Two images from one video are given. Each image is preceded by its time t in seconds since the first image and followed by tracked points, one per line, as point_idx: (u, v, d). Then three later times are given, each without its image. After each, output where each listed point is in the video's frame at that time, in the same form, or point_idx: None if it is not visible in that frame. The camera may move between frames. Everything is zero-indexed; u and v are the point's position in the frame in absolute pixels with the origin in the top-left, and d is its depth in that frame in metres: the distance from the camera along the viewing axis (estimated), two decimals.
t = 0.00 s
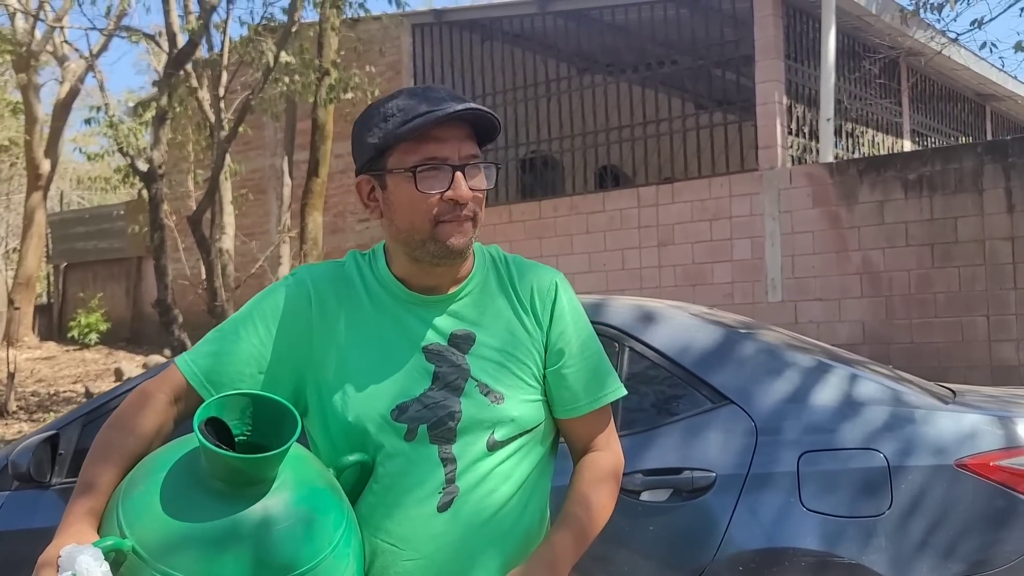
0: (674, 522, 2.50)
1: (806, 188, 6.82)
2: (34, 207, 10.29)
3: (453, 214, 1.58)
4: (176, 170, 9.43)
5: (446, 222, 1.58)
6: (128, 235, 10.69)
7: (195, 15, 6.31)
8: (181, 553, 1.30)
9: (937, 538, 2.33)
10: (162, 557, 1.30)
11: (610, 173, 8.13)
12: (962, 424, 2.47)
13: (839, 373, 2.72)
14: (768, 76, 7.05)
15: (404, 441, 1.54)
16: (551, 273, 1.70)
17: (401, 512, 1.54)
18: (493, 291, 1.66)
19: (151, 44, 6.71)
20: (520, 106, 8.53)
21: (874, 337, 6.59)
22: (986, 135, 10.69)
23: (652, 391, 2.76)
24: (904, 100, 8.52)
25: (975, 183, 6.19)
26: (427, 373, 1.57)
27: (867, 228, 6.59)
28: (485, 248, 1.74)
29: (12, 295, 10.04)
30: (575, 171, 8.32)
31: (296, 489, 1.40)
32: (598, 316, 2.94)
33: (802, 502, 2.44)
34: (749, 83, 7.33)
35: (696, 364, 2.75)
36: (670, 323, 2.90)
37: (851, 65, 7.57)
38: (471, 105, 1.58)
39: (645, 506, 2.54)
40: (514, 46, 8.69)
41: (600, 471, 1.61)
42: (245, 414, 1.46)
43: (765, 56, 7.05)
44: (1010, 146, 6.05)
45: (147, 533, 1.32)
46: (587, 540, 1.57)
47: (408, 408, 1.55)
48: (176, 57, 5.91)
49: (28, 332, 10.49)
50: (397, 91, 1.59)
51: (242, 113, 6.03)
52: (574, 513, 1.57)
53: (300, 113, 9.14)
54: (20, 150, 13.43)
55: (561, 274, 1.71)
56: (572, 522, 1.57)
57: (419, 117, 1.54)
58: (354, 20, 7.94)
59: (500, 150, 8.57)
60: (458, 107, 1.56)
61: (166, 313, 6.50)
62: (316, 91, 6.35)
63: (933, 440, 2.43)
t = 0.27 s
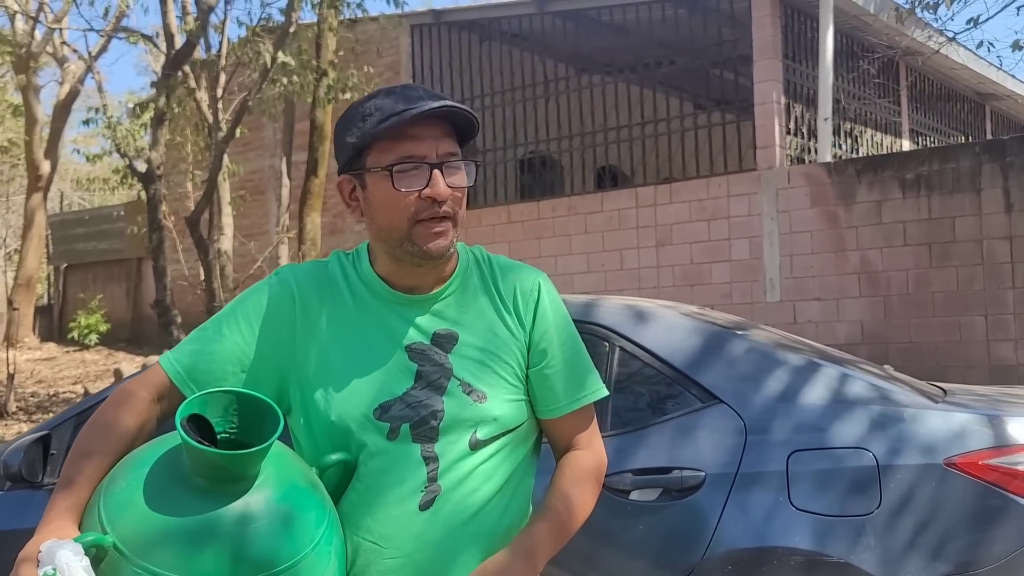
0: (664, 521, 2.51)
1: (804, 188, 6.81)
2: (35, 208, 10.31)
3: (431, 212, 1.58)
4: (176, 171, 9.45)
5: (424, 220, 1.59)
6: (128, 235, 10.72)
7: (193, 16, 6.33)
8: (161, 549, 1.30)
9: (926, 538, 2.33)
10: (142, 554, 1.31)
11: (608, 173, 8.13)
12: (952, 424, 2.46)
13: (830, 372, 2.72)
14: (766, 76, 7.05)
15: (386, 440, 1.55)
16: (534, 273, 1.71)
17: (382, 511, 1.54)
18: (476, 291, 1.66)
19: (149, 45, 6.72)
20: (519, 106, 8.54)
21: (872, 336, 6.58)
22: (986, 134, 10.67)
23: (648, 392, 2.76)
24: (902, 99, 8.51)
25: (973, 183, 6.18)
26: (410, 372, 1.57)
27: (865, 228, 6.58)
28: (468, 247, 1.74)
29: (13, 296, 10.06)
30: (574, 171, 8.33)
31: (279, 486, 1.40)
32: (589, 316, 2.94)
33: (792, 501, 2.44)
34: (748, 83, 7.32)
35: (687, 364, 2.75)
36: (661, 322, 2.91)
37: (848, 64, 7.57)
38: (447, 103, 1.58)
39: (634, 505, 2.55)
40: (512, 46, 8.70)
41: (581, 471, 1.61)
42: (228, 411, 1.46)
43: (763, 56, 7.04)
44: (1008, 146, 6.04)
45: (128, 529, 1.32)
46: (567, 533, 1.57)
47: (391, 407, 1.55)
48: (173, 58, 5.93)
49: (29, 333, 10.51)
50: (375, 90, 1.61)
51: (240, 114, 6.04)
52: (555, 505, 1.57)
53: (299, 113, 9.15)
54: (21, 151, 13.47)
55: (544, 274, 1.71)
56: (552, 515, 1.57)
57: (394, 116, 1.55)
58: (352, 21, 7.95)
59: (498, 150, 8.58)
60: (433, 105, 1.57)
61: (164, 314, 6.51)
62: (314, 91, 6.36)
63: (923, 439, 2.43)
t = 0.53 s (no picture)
0: (661, 521, 2.50)
1: (806, 188, 6.80)
2: (37, 209, 10.33)
3: (407, 204, 1.61)
4: (178, 171, 9.47)
5: (399, 211, 1.61)
6: (131, 236, 10.74)
7: (195, 16, 6.34)
8: (154, 545, 1.30)
9: (924, 538, 2.32)
10: (134, 550, 1.30)
11: (610, 173, 8.12)
12: (951, 423, 2.46)
13: (828, 372, 2.71)
14: (768, 75, 7.05)
15: (380, 438, 1.54)
16: (528, 273, 1.71)
17: (375, 509, 1.54)
18: (469, 289, 1.66)
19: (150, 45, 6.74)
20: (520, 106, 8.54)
21: (875, 336, 6.57)
22: (989, 134, 10.65)
23: (649, 391, 2.75)
24: (904, 99, 8.50)
25: (975, 182, 6.17)
26: (404, 369, 1.57)
27: (867, 228, 6.56)
28: (462, 246, 1.74)
29: (15, 297, 10.08)
30: (575, 171, 8.33)
31: (273, 483, 1.40)
32: (587, 316, 2.93)
33: (790, 500, 2.43)
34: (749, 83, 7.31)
35: (684, 363, 2.74)
36: (659, 321, 2.90)
37: (850, 64, 7.55)
38: (424, 97, 1.61)
39: (632, 505, 2.54)
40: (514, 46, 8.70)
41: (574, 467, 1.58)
42: (222, 408, 1.47)
43: (765, 56, 7.04)
44: (1010, 145, 6.02)
45: (121, 525, 1.32)
46: (554, 519, 1.55)
47: (384, 405, 1.55)
48: (175, 58, 5.95)
49: (32, 334, 10.54)
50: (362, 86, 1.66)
51: (241, 114, 6.06)
52: (543, 492, 1.55)
53: (301, 114, 9.17)
54: (25, 152, 13.49)
55: (538, 273, 1.71)
56: (540, 501, 1.54)
57: (371, 108, 1.60)
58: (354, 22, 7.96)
59: (500, 150, 8.58)
60: (409, 98, 1.60)
61: (166, 315, 6.52)
62: (315, 92, 6.38)
63: (921, 439, 2.42)
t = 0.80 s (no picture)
0: (668, 521, 2.49)
1: (810, 187, 6.79)
2: (42, 208, 10.36)
3: (411, 200, 1.60)
4: (183, 171, 9.48)
5: (403, 208, 1.61)
6: (136, 236, 10.75)
7: (200, 16, 6.35)
8: (161, 550, 1.30)
9: (933, 539, 2.31)
10: (141, 554, 1.30)
11: (615, 172, 8.10)
12: (958, 423, 2.45)
13: (835, 372, 2.70)
14: (773, 74, 7.04)
15: (386, 439, 1.54)
16: (535, 272, 1.70)
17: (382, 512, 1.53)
18: (475, 289, 1.66)
19: (155, 45, 6.76)
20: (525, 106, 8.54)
21: (880, 336, 6.55)
22: (994, 133, 10.62)
23: (654, 391, 2.75)
24: (910, 98, 8.48)
25: (980, 181, 6.16)
26: (410, 370, 1.57)
27: (872, 227, 6.55)
28: (469, 245, 1.74)
29: (21, 296, 10.11)
30: (580, 171, 8.32)
31: (279, 487, 1.40)
32: (593, 315, 2.93)
33: (797, 501, 2.42)
34: (754, 82, 7.30)
35: (690, 362, 2.74)
36: (666, 321, 2.90)
37: (855, 63, 7.54)
38: (428, 94, 1.62)
39: (638, 505, 2.54)
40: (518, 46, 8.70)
41: (580, 465, 1.56)
42: (229, 410, 1.46)
43: (769, 55, 7.04)
44: (1016, 144, 6.02)
45: (128, 529, 1.32)
46: (549, 505, 1.52)
47: (390, 406, 1.55)
48: (179, 59, 5.96)
49: (37, 334, 10.56)
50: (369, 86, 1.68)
51: (245, 114, 6.07)
52: (540, 477, 1.53)
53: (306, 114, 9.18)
54: (30, 152, 13.52)
55: (545, 273, 1.71)
56: (536, 486, 1.52)
57: (375, 105, 1.61)
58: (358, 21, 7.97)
59: (505, 149, 8.58)
60: (412, 94, 1.61)
61: (171, 314, 6.52)
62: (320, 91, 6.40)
63: (929, 439, 2.41)
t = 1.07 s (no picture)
0: (680, 514, 2.49)
1: (817, 181, 6.77)
2: (46, 201, 10.35)
3: (423, 188, 1.59)
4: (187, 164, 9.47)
5: (416, 196, 1.59)
6: (140, 229, 10.74)
7: (205, 7, 6.33)
8: (180, 537, 1.29)
9: (948, 534, 2.31)
10: (159, 541, 1.29)
11: (620, 166, 8.17)
12: (974, 417, 2.45)
13: (848, 366, 2.70)
14: (780, 68, 7.02)
15: (404, 430, 1.53)
16: (554, 263, 1.69)
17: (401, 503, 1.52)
18: (493, 280, 1.64)
19: (160, 37, 6.74)
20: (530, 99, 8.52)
21: (887, 330, 6.54)
22: (1001, 128, 10.59)
23: (661, 383, 2.74)
24: (917, 92, 8.46)
25: (988, 175, 6.14)
26: (428, 360, 1.56)
27: (879, 221, 6.53)
28: (487, 235, 1.73)
29: (24, 289, 10.10)
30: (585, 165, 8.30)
31: (298, 476, 1.39)
32: (606, 306, 2.91)
33: (809, 494, 2.42)
34: (761, 76, 7.28)
35: (703, 355, 2.73)
36: (678, 314, 2.88)
37: (862, 57, 7.51)
38: (436, 80, 1.60)
39: (649, 498, 2.52)
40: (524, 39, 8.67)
41: (596, 455, 1.54)
42: (248, 398, 1.45)
43: (776, 48, 7.01)
44: None
45: (146, 517, 1.31)
46: (551, 485, 1.52)
47: (408, 397, 1.54)
48: (185, 51, 5.94)
49: (41, 326, 10.57)
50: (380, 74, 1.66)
51: (251, 106, 6.06)
52: (549, 455, 1.52)
53: (310, 107, 9.16)
54: (33, 144, 13.49)
55: (565, 263, 1.69)
56: (543, 463, 1.52)
57: (384, 94, 1.60)
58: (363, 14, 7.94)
59: (510, 143, 8.56)
60: (421, 81, 1.59)
61: (176, 307, 6.51)
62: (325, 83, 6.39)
63: (942, 432, 2.42)
